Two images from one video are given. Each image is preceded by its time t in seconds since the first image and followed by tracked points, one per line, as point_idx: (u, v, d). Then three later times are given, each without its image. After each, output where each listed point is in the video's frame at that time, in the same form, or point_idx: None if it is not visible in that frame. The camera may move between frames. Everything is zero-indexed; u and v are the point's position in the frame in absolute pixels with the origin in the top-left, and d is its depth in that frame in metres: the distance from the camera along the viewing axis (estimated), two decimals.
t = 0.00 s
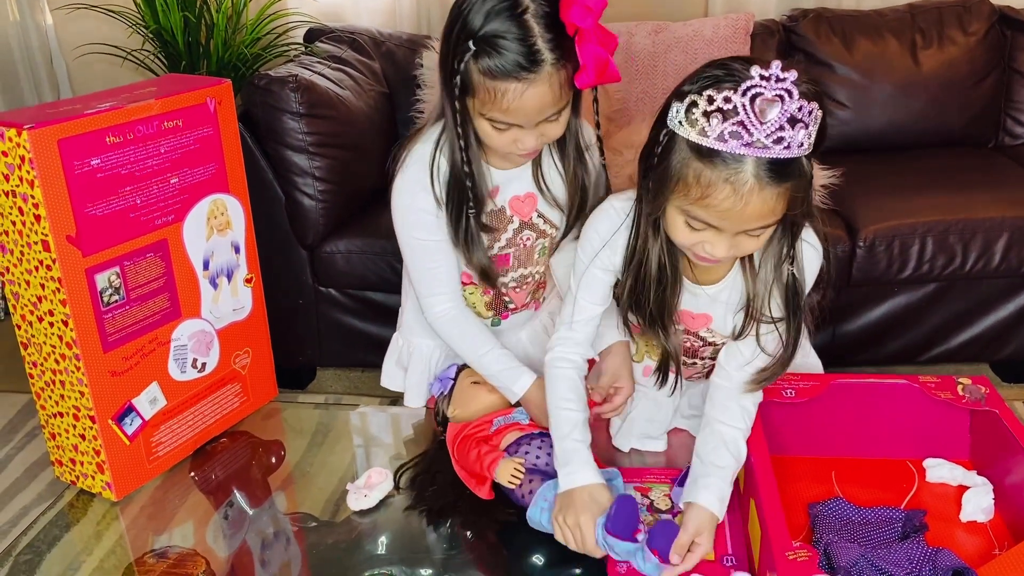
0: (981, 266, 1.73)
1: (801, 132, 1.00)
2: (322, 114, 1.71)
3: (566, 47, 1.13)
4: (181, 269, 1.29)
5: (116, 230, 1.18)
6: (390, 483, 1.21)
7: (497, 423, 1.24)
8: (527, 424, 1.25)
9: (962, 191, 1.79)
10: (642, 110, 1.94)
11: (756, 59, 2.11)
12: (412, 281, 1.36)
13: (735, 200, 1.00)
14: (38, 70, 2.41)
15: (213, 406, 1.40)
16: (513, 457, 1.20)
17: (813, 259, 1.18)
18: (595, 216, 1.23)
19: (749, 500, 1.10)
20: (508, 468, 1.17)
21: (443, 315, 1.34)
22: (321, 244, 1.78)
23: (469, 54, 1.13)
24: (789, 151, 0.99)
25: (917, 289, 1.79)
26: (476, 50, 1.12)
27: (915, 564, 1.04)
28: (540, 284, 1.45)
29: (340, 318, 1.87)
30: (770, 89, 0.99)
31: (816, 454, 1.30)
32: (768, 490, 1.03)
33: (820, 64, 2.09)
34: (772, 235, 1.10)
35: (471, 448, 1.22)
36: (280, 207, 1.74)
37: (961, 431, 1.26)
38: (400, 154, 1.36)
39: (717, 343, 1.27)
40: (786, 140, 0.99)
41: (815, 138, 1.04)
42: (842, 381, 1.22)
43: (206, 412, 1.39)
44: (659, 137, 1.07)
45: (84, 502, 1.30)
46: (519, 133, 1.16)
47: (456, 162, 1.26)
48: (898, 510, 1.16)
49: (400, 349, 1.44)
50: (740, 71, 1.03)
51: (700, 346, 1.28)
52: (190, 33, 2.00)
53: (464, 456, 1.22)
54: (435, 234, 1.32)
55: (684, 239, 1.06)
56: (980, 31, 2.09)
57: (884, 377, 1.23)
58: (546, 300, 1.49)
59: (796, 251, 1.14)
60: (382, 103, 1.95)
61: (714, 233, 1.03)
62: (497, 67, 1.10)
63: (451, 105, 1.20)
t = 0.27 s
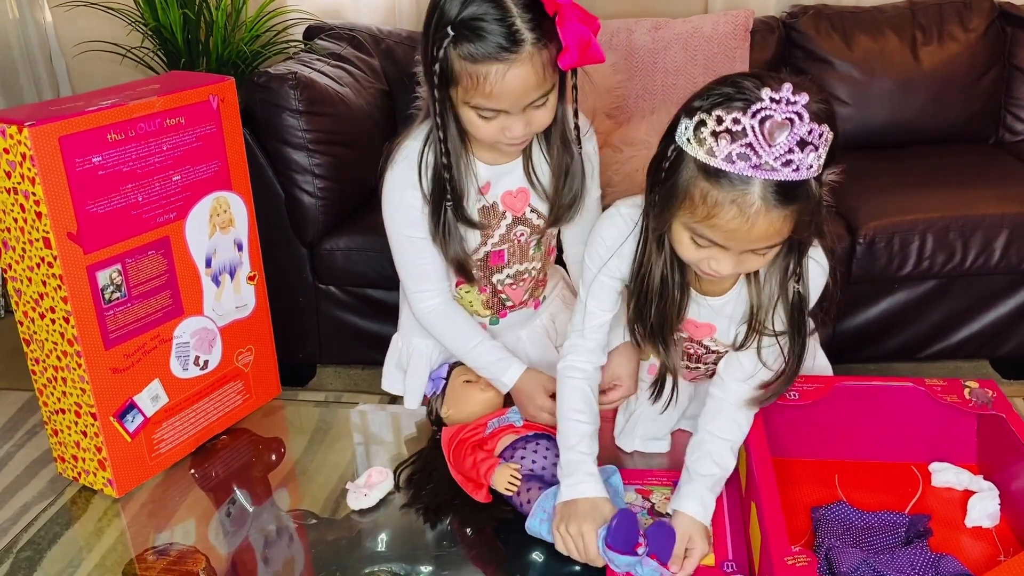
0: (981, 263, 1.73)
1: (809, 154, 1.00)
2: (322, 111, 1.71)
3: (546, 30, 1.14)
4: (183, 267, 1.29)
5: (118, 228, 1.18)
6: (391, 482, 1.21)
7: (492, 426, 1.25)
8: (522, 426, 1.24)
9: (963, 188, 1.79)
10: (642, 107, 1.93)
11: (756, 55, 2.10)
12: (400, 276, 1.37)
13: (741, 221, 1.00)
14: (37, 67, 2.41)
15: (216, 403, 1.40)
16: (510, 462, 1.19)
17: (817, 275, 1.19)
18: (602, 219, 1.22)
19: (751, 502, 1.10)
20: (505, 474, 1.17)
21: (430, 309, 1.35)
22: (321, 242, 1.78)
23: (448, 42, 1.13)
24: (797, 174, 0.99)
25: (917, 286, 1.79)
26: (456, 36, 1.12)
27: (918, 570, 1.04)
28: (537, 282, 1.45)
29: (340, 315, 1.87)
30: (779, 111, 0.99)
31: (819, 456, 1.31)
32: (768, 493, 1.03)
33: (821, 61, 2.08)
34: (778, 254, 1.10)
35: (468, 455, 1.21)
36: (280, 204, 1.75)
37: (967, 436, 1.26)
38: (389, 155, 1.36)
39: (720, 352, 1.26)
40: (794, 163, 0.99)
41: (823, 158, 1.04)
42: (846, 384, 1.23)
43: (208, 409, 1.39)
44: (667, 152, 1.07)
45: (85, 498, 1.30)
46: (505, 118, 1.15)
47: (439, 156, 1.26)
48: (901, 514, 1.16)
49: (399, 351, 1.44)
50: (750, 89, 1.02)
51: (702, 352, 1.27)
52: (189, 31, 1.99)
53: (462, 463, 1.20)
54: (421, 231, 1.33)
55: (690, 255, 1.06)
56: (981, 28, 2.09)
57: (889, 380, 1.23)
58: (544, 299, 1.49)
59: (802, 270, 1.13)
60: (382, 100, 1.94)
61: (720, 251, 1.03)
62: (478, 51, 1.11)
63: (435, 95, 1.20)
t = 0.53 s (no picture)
0: (980, 261, 1.73)
1: (816, 144, 0.99)
2: (320, 110, 1.71)
3: (544, 41, 1.13)
4: (183, 266, 1.29)
5: (117, 227, 1.18)
6: (390, 481, 1.21)
7: (488, 426, 1.25)
8: (519, 425, 1.24)
9: (963, 186, 1.79)
10: (641, 106, 1.93)
11: (756, 53, 2.10)
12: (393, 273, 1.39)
13: (748, 211, 1.00)
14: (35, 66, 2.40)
15: (216, 401, 1.40)
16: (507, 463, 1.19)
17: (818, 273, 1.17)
18: (608, 210, 1.22)
19: (750, 502, 1.10)
20: (502, 476, 1.16)
21: (420, 306, 1.36)
22: (320, 240, 1.78)
23: (445, 52, 1.13)
24: (802, 163, 0.99)
25: (916, 284, 1.79)
26: (452, 48, 1.12)
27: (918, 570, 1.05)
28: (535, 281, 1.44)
29: (339, 313, 1.87)
30: (788, 100, 0.99)
31: (819, 456, 1.31)
32: (767, 492, 1.03)
33: (820, 59, 2.08)
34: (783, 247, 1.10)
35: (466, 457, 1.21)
36: (279, 203, 1.75)
37: (968, 436, 1.26)
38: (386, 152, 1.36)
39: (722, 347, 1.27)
40: (800, 153, 0.99)
41: (830, 149, 1.04)
42: (847, 383, 1.23)
43: (208, 408, 1.39)
44: (673, 145, 1.07)
45: (85, 496, 1.30)
46: (500, 130, 1.16)
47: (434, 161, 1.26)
48: (902, 515, 1.16)
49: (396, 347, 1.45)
50: (757, 80, 1.03)
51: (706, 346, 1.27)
52: (188, 29, 1.99)
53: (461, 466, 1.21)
54: (413, 231, 1.33)
55: (695, 247, 1.06)
56: (980, 26, 2.08)
57: (890, 380, 1.23)
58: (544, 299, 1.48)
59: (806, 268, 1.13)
60: (381, 98, 1.94)
61: (725, 242, 1.03)
62: (474, 65, 1.11)
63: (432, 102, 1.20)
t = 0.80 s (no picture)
0: (979, 260, 1.73)
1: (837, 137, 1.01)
2: (318, 108, 1.71)
3: (541, 51, 1.13)
4: (181, 265, 1.28)
5: (114, 226, 1.18)
6: (389, 480, 1.20)
7: (485, 426, 1.24)
8: (516, 425, 1.23)
9: (962, 184, 1.79)
10: (640, 104, 1.93)
11: (754, 52, 2.10)
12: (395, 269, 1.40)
13: (771, 203, 1.00)
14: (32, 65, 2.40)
15: (214, 401, 1.40)
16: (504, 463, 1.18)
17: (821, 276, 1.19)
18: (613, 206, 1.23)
19: (748, 501, 1.10)
20: (498, 477, 1.15)
21: (424, 302, 1.38)
22: (318, 239, 1.77)
23: (443, 62, 1.13)
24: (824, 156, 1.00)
25: (915, 282, 1.78)
26: (450, 58, 1.12)
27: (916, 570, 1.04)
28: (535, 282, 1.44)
29: (338, 312, 1.87)
30: (812, 92, 1.00)
31: (818, 455, 1.31)
32: (766, 490, 1.03)
33: (819, 58, 2.08)
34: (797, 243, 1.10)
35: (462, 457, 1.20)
36: (277, 202, 1.74)
37: (967, 435, 1.26)
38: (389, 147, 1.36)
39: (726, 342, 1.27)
40: (823, 145, 0.99)
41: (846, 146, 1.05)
42: (846, 382, 1.23)
43: (205, 408, 1.39)
44: (690, 146, 1.07)
45: (82, 496, 1.30)
46: (499, 137, 1.17)
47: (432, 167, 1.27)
48: (901, 514, 1.16)
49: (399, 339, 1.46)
50: (777, 79, 1.05)
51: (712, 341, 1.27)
52: (186, 28, 1.99)
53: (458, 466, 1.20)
54: (411, 233, 1.34)
55: (714, 243, 1.05)
56: (979, 24, 2.08)
57: (890, 379, 1.23)
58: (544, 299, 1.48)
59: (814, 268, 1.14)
60: (379, 97, 1.94)
61: (745, 236, 1.02)
62: (471, 76, 1.11)
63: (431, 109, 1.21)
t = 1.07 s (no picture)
0: (976, 259, 1.72)
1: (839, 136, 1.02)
2: (315, 107, 1.70)
3: (543, 49, 1.13)
4: (175, 263, 1.28)
5: (109, 224, 1.17)
6: (385, 479, 1.20)
7: (483, 418, 1.21)
8: (514, 420, 1.21)
9: (960, 183, 1.79)
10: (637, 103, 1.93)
11: (751, 51, 2.09)
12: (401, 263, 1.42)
13: (778, 195, 1.01)
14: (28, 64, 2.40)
15: (209, 400, 1.39)
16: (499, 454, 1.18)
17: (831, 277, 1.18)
18: (618, 213, 1.25)
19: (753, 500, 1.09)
20: (495, 465, 1.15)
21: (431, 296, 1.40)
22: (314, 238, 1.77)
23: (447, 61, 1.13)
24: (825, 155, 1.01)
25: (913, 281, 1.78)
26: (454, 57, 1.12)
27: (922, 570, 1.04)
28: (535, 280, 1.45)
29: (335, 311, 1.86)
30: (817, 89, 1.01)
31: (825, 455, 1.31)
32: (770, 490, 1.03)
33: (816, 56, 2.08)
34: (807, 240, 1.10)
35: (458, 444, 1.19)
36: (273, 201, 1.74)
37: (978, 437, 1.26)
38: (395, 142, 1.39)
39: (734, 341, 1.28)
40: (828, 143, 1.01)
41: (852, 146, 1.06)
42: (856, 382, 1.23)
43: (200, 407, 1.38)
44: (700, 143, 1.09)
45: (78, 495, 1.29)
46: (503, 133, 1.17)
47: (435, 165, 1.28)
48: (907, 514, 1.16)
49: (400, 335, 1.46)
50: (786, 80, 1.06)
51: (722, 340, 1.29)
52: (182, 27, 1.98)
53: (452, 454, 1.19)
54: (412, 228, 1.36)
55: (720, 240, 1.06)
56: (976, 23, 2.08)
57: (900, 380, 1.23)
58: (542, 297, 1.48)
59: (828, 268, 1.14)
60: (376, 96, 1.94)
61: (751, 233, 1.04)
62: (476, 73, 1.11)
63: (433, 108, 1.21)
